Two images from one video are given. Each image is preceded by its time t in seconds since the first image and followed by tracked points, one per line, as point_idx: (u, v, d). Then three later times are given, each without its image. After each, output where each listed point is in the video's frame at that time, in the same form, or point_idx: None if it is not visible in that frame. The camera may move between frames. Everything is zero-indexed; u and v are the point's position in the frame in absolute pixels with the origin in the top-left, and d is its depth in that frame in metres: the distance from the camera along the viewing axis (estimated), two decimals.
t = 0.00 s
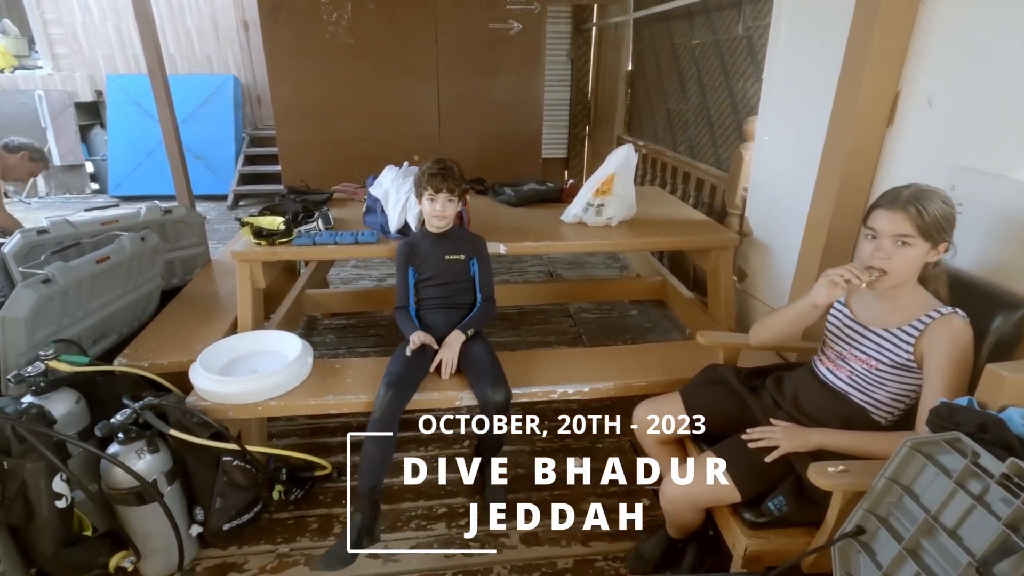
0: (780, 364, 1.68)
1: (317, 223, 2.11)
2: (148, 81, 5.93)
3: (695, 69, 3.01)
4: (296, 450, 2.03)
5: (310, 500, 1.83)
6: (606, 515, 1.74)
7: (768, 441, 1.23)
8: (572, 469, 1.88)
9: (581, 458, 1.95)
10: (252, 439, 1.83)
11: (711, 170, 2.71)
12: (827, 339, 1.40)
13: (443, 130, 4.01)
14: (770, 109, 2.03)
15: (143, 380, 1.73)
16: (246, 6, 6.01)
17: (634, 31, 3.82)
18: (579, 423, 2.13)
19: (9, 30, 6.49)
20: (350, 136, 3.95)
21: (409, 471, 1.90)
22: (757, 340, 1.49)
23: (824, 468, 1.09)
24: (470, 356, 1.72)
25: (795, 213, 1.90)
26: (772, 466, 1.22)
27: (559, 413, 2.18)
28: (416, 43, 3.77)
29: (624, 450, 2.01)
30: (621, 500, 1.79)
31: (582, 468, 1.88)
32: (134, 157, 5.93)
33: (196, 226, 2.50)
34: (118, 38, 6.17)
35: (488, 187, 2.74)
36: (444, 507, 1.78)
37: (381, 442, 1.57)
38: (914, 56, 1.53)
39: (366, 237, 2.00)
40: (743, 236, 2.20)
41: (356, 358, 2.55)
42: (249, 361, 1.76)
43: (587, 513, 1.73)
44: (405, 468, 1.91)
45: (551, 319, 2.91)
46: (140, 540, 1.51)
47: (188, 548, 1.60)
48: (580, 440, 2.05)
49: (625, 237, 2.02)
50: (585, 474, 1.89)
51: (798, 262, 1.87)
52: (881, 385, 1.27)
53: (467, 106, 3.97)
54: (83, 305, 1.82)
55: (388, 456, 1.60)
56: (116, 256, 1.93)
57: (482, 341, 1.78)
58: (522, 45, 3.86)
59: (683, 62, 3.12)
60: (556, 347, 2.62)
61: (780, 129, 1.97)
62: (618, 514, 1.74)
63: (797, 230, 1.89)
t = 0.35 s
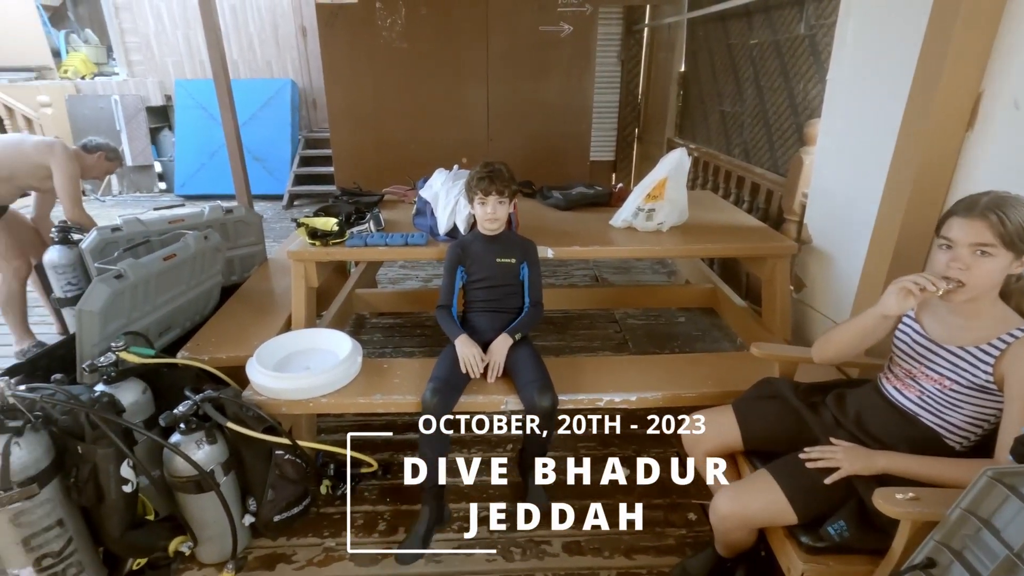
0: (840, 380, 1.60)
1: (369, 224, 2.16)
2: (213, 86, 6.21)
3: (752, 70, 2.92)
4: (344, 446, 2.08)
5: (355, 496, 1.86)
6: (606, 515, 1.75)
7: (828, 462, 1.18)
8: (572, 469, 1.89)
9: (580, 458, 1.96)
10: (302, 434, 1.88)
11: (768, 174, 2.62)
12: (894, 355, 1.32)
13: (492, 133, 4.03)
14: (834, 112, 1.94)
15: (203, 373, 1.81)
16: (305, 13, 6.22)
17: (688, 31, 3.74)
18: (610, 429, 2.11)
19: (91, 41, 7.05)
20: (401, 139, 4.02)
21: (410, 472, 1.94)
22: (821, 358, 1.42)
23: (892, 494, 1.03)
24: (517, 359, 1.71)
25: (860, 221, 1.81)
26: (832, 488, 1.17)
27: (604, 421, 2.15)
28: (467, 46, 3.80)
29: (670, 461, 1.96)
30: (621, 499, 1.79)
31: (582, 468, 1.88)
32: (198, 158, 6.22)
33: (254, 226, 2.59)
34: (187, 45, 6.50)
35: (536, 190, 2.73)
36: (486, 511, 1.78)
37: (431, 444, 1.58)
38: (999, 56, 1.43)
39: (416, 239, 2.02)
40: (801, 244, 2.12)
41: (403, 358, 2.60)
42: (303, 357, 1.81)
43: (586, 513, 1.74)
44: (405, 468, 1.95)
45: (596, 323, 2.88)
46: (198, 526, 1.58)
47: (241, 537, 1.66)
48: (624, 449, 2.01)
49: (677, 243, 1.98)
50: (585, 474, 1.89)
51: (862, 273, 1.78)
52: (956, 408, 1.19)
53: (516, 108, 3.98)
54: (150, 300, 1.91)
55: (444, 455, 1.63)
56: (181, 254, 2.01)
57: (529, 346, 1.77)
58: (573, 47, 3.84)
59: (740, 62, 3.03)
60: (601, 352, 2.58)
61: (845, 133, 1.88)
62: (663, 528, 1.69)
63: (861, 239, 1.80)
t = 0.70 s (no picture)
0: (926, 407, 1.49)
1: (428, 229, 2.17)
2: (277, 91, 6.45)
3: (825, 72, 2.79)
4: (397, 449, 2.09)
5: (409, 501, 1.87)
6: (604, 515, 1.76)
7: (921, 499, 1.09)
8: (573, 469, 1.92)
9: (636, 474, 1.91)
10: (359, 436, 1.91)
11: (841, 182, 2.49)
12: (998, 384, 1.18)
13: (547, 138, 4.01)
14: (922, 118, 1.82)
15: (267, 372, 1.86)
16: (366, 20, 6.38)
17: (754, 33, 3.61)
18: (667, 446, 2.03)
19: (167, 50, 7.53)
20: (456, 143, 4.06)
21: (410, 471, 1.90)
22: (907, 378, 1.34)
23: (999, 540, 0.94)
24: (576, 371, 1.68)
25: (950, 236, 1.68)
26: (925, 528, 1.08)
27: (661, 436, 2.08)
28: (525, 52, 3.80)
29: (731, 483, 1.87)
30: (661, 513, 1.75)
31: (582, 469, 1.91)
32: (262, 161, 6.48)
33: (315, 228, 2.65)
34: (254, 52, 6.78)
35: (594, 196, 2.69)
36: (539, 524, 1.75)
37: (499, 446, 1.64)
38: None
39: (474, 244, 2.02)
40: (880, 258, 1.99)
41: (455, 363, 2.60)
42: (362, 359, 1.83)
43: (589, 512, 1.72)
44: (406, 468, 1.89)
45: (651, 334, 2.81)
46: (259, 523, 1.62)
47: (299, 535, 1.69)
48: (682, 467, 1.94)
49: (745, 254, 1.89)
50: (585, 474, 1.94)
51: (952, 292, 1.65)
52: None
53: (572, 113, 3.94)
54: (220, 299, 1.98)
55: (512, 455, 1.70)
56: (248, 255, 2.08)
57: (588, 357, 1.73)
58: (632, 51, 3.77)
59: (811, 65, 2.90)
60: (657, 364, 2.52)
61: (935, 140, 1.76)
62: (726, 554, 1.62)
63: (952, 255, 1.67)
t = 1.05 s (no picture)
0: None
1: (489, 237, 2.16)
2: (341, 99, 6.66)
3: (912, 77, 2.61)
4: (453, 458, 2.09)
5: (464, 510, 1.86)
6: (643, 530, 1.75)
7: None
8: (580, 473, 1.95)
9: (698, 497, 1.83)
10: (417, 443, 1.91)
11: (928, 195, 2.32)
12: None
13: (606, 145, 3.95)
14: None
15: (331, 374, 1.89)
16: (428, 29, 6.50)
17: (831, 36, 3.44)
18: (732, 469, 1.94)
19: (241, 59, 7.92)
20: (514, 150, 4.06)
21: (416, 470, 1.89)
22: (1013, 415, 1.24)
23: None
24: (640, 388, 1.63)
25: None
26: None
27: (725, 458, 1.99)
28: (587, 59, 3.76)
29: (803, 513, 1.77)
30: (725, 541, 1.67)
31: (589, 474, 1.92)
32: (324, 165, 6.70)
33: (378, 233, 2.70)
34: (321, 61, 7.02)
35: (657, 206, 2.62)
36: (597, 543, 1.70)
37: (559, 461, 1.61)
38: None
39: (536, 254, 1.99)
40: (976, 278, 1.84)
41: (511, 372, 2.59)
42: (423, 367, 1.84)
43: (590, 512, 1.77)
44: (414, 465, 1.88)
45: (713, 349, 2.71)
46: (320, 524, 1.64)
47: (357, 539, 1.70)
48: (748, 492, 1.84)
49: (823, 270, 1.79)
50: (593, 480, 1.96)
51: None
52: None
53: (634, 120, 3.86)
54: (289, 301, 2.04)
55: (571, 472, 1.66)
56: (316, 259, 2.13)
57: (653, 373, 1.67)
58: (699, 56, 3.66)
59: (896, 69, 2.73)
60: (720, 382, 2.42)
61: None
62: None
63: None
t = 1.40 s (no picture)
0: None
1: (548, 249, 2.13)
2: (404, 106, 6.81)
3: (1013, 86, 2.40)
4: (504, 470, 2.07)
5: (514, 526, 1.84)
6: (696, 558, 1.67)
7: None
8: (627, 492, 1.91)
9: (760, 530, 1.73)
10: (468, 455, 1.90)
11: None
12: None
13: (669, 155, 3.85)
14: None
15: (387, 382, 1.91)
16: (490, 37, 6.56)
17: (919, 42, 3.23)
18: (798, 503, 1.83)
19: (311, 68, 8.26)
20: (573, 159, 4.03)
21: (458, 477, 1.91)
22: None
23: None
24: (703, 412, 1.56)
25: None
26: None
27: (791, 491, 1.88)
28: (652, 67, 3.68)
29: (878, 556, 1.64)
30: None
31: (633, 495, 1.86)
32: (386, 170, 6.87)
33: (437, 241, 2.72)
34: (386, 69, 7.22)
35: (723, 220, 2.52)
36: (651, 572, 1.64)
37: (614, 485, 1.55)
38: None
39: (597, 267, 1.94)
40: None
41: (565, 385, 2.55)
42: (479, 378, 1.83)
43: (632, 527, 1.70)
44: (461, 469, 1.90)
45: (779, 371, 2.57)
46: (372, 531, 1.66)
47: (407, 548, 1.71)
48: (817, 529, 1.73)
49: (909, 295, 1.66)
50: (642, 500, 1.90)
51: None
52: None
53: (698, 129, 3.74)
54: (350, 306, 2.07)
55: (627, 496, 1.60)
56: (377, 266, 2.17)
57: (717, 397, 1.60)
58: (771, 64, 3.51)
59: (995, 77, 2.51)
60: (785, 407, 2.30)
61: None
62: None
63: None
